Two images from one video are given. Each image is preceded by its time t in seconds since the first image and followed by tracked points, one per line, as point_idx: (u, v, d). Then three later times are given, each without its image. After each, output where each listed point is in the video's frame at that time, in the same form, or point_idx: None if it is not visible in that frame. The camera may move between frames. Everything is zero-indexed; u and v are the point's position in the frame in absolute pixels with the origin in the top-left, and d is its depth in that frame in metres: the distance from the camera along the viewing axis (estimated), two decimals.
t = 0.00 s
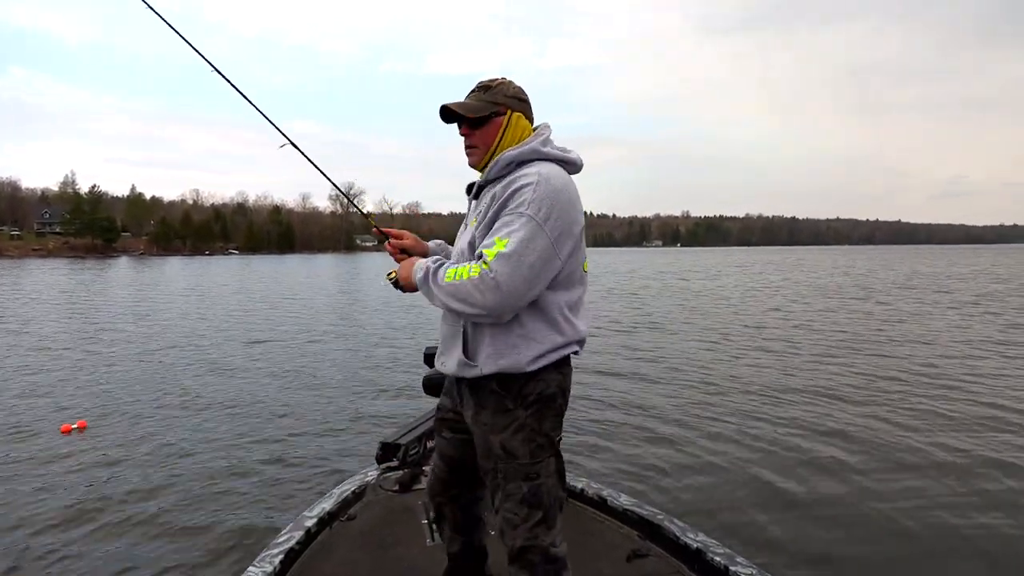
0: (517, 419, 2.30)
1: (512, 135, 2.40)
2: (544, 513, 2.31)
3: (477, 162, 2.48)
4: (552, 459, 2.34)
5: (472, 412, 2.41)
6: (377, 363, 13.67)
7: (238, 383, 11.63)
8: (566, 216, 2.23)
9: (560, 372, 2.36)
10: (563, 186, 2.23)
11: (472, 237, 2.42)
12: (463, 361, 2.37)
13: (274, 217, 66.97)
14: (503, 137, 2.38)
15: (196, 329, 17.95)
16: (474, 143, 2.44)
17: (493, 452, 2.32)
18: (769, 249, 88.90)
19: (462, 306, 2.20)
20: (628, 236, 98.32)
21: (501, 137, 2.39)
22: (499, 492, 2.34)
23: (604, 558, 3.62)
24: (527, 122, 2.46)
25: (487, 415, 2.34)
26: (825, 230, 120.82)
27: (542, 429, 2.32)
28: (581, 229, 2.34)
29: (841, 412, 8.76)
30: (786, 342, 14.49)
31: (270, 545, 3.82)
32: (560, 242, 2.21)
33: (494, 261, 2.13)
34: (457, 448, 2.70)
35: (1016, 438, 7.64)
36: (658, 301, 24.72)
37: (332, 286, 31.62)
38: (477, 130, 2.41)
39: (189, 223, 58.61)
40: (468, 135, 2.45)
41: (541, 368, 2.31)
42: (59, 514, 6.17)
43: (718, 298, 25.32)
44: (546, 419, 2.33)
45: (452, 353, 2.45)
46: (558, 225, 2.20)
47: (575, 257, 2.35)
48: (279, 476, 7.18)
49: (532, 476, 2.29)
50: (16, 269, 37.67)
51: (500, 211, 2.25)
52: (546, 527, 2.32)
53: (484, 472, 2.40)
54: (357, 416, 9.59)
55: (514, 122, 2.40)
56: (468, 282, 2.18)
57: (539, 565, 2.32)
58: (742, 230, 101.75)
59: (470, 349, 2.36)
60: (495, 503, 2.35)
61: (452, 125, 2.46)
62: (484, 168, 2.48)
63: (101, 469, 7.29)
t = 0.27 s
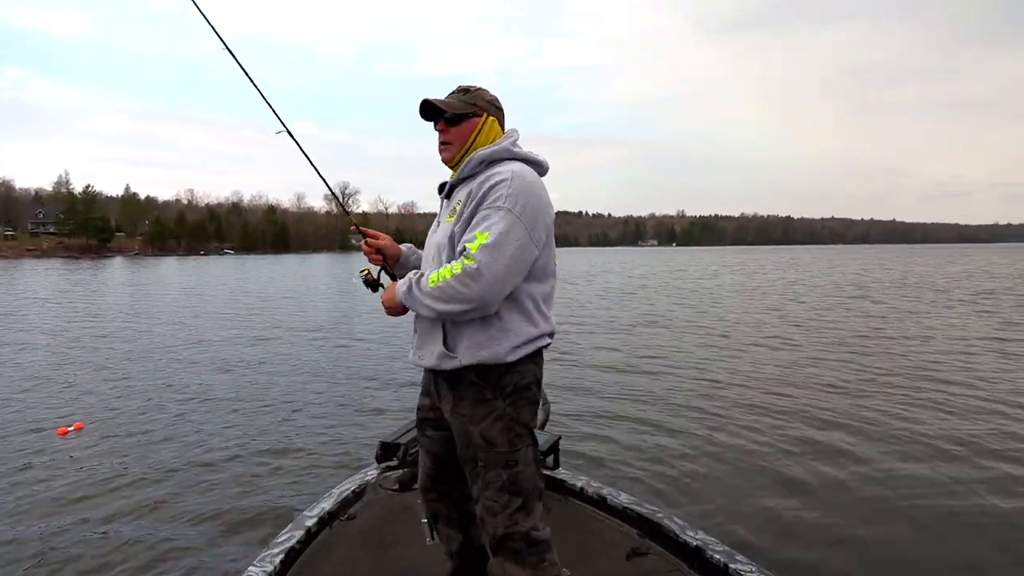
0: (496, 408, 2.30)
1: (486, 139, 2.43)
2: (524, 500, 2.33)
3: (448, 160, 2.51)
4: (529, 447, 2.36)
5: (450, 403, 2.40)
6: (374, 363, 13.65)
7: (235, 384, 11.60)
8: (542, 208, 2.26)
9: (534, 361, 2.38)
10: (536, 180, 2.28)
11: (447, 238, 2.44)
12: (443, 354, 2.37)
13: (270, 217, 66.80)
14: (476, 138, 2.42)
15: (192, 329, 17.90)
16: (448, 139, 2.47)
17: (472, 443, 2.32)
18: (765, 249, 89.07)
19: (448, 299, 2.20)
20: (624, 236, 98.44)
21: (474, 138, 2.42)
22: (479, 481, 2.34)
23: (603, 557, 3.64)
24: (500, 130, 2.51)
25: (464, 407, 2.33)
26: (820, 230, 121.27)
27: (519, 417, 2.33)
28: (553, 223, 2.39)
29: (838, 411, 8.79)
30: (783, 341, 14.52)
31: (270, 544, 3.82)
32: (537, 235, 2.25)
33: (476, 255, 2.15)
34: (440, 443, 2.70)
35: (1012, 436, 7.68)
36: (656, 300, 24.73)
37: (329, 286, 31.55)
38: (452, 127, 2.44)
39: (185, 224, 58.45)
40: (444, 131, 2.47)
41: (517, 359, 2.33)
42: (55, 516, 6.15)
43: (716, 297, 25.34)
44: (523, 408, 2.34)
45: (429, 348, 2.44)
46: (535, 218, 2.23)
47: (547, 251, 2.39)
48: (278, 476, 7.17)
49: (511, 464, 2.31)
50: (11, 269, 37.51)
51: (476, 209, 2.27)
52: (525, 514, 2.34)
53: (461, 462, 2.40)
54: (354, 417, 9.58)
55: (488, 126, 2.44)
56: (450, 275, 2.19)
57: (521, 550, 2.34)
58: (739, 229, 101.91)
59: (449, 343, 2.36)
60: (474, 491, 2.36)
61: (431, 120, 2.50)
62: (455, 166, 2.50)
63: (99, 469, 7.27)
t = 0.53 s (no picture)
0: (492, 390, 2.33)
1: (472, 134, 2.47)
2: (519, 479, 2.35)
3: (434, 149, 2.52)
4: (523, 428, 2.40)
5: (446, 386, 2.42)
6: (373, 356, 13.69)
7: (234, 376, 11.63)
8: (532, 196, 2.32)
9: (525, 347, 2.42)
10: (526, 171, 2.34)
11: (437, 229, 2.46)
12: (441, 339, 2.37)
13: (269, 210, 66.81)
14: (464, 132, 2.45)
15: (192, 322, 17.92)
16: (435, 129, 2.48)
17: (470, 424, 2.35)
18: (764, 244, 89.14)
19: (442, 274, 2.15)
20: (623, 231, 98.42)
21: (462, 131, 2.46)
22: (474, 462, 2.36)
23: (604, 549, 3.67)
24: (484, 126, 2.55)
25: (461, 388, 2.36)
26: (819, 225, 121.33)
27: (514, 397, 2.37)
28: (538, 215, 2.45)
29: (835, 406, 8.84)
30: (782, 336, 14.57)
31: (272, 538, 3.85)
32: (529, 220, 2.29)
33: (476, 231, 2.14)
34: (436, 431, 2.66)
35: (1008, 431, 7.74)
36: (654, 295, 24.77)
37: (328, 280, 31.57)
38: (441, 117, 2.46)
39: (184, 216, 58.42)
40: (432, 121, 2.48)
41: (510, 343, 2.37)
42: (55, 507, 6.18)
43: (715, 292, 25.42)
44: (518, 389, 2.38)
45: (427, 336, 2.44)
46: (528, 203, 2.28)
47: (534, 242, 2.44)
48: (278, 469, 7.21)
49: (508, 444, 2.34)
50: (10, 261, 37.50)
51: (470, 195, 2.30)
52: (520, 494, 2.36)
53: (456, 444, 2.42)
54: (353, 410, 9.62)
55: (475, 120, 2.48)
56: (448, 249, 2.16)
57: (516, 529, 2.37)
58: (738, 225, 101.94)
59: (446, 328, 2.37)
60: (469, 472, 2.38)
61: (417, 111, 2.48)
62: (442, 155, 2.52)
63: (100, 461, 7.31)
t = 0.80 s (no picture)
0: (502, 380, 2.35)
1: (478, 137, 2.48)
2: (529, 468, 2.37)
3: (440, 150, 2.52)
4: (531, 419, 2.42)
5: (454, 378, 2.42)
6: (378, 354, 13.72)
7: (240, 373, 11.67)
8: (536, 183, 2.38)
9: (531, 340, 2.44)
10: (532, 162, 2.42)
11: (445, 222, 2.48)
12: (452, 334, 2.36)
13: (274, 207, 66.73)
14: (471, 134, 2.46)
15: (197, 318, 17.98)
16: (443, 130, 2.48)
17: (479, 414, 2.35)
18: (769, 243, 88.96)
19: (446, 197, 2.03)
20: (628, 230, 98.37)
21: (469, 134, 2.46)
22: (483, 453, 2.36)
23: (613, 549, 3.68)
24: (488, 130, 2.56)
25: (470, 379, 2.37)
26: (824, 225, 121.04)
27: (521, 388, 2.39)
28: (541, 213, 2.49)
29: (841, 406, 8.82)
30: (789, 336, 14.53)
31: (281, 535, 3.87)
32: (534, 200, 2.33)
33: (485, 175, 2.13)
34: (445, 427, 2.63)
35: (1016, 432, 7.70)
36: (659, 294, 24.76)
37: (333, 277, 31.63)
38: (448, 119, 2.46)
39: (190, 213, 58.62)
40: (439, 122, 2.48)
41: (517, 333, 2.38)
42: (60, 501, 6.21)
43: (722, 291, 25.36)
44: (525, 381, 2.41)
45: (437, 330, 2.43)
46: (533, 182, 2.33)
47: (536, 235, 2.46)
48: (285, 466, 7.23)
49: (518, 433, 2.35)
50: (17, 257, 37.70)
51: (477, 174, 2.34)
52: (529, 482, 2.37)
53: (465, 435, 2.42)
54: (358, 407, 9.65)
55: (481, 123, 2.49)
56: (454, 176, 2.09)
57: (525, 518, 2.37)
58: (743, 224, 101.78)
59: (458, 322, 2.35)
60: (477, 462, 2.37)
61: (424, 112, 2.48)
62: (448, 155, 2.52)
63: (108, 456, 7.35)
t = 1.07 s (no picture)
0: (513, 377, 2.33)
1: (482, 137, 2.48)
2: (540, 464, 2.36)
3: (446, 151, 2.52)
4: (540, 415, 2.41)
5: (463, 375, 2.39)
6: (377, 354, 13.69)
7: (239, 373, 11.64)
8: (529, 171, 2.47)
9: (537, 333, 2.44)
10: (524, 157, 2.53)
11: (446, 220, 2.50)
12: (459, 320, 2.33)
13: (273, 207, 66.65)
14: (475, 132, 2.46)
15: (196, 318, 17.94)
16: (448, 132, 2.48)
17: (491, 412, 2.33)
18: (767, 244, 89.02)
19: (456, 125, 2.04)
20: (627, 230, 98.42)
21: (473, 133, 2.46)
22: (495, 451, 2.34)
23: (616, 551, 3.66)
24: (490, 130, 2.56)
25: (480, 376, 2.34)
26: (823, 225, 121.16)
27: (531, 383, 2.38)
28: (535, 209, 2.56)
29: (842, 405, 8.80)
30: (789, 336, 14.51)
31: (283, 536, 3.85)
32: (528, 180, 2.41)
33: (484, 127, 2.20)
34: (453, 427, 2.60)
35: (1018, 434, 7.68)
36: (659, 294, 24.75)
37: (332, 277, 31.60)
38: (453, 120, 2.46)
39: (188, 213, 58.58)
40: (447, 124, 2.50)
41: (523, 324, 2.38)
42: (58, 501, 6.17)
43: (722, 292, 25.33)
44: (534, 377, 2.40)
45: (444, 320, 2.40)
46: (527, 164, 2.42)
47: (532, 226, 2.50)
48: (284, 467, 7.19)
49: (529, 430, 2.34)
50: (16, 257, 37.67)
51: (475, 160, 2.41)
52: (540, 478, 2.37)
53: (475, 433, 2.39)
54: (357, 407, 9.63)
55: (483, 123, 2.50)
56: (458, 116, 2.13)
57: (536, 513, 2.37)
58: (741, 224, 101.85)
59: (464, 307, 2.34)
60: (489, 459, 2.35)
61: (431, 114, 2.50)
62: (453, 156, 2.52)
63: (107, 456, 7.32)
